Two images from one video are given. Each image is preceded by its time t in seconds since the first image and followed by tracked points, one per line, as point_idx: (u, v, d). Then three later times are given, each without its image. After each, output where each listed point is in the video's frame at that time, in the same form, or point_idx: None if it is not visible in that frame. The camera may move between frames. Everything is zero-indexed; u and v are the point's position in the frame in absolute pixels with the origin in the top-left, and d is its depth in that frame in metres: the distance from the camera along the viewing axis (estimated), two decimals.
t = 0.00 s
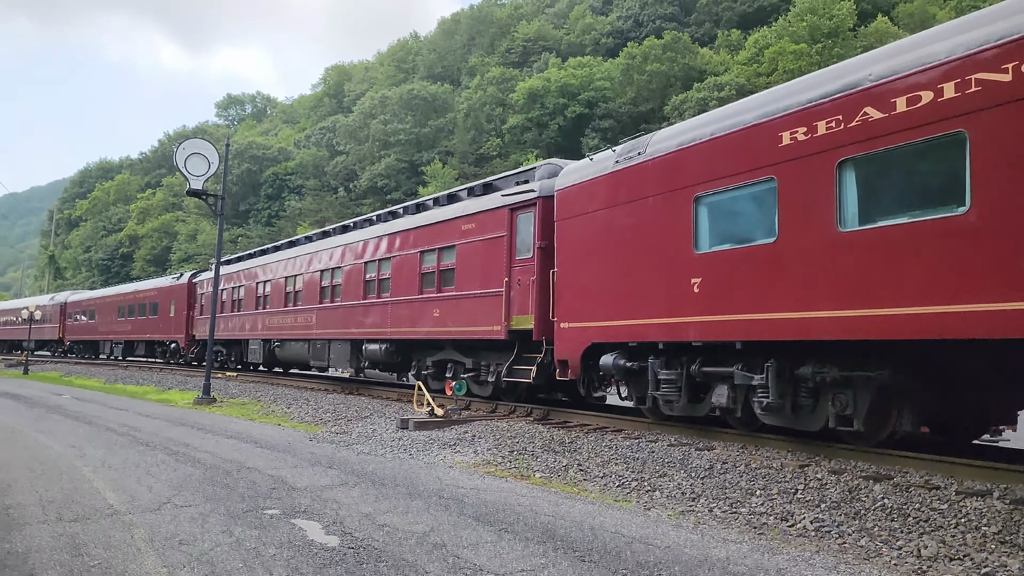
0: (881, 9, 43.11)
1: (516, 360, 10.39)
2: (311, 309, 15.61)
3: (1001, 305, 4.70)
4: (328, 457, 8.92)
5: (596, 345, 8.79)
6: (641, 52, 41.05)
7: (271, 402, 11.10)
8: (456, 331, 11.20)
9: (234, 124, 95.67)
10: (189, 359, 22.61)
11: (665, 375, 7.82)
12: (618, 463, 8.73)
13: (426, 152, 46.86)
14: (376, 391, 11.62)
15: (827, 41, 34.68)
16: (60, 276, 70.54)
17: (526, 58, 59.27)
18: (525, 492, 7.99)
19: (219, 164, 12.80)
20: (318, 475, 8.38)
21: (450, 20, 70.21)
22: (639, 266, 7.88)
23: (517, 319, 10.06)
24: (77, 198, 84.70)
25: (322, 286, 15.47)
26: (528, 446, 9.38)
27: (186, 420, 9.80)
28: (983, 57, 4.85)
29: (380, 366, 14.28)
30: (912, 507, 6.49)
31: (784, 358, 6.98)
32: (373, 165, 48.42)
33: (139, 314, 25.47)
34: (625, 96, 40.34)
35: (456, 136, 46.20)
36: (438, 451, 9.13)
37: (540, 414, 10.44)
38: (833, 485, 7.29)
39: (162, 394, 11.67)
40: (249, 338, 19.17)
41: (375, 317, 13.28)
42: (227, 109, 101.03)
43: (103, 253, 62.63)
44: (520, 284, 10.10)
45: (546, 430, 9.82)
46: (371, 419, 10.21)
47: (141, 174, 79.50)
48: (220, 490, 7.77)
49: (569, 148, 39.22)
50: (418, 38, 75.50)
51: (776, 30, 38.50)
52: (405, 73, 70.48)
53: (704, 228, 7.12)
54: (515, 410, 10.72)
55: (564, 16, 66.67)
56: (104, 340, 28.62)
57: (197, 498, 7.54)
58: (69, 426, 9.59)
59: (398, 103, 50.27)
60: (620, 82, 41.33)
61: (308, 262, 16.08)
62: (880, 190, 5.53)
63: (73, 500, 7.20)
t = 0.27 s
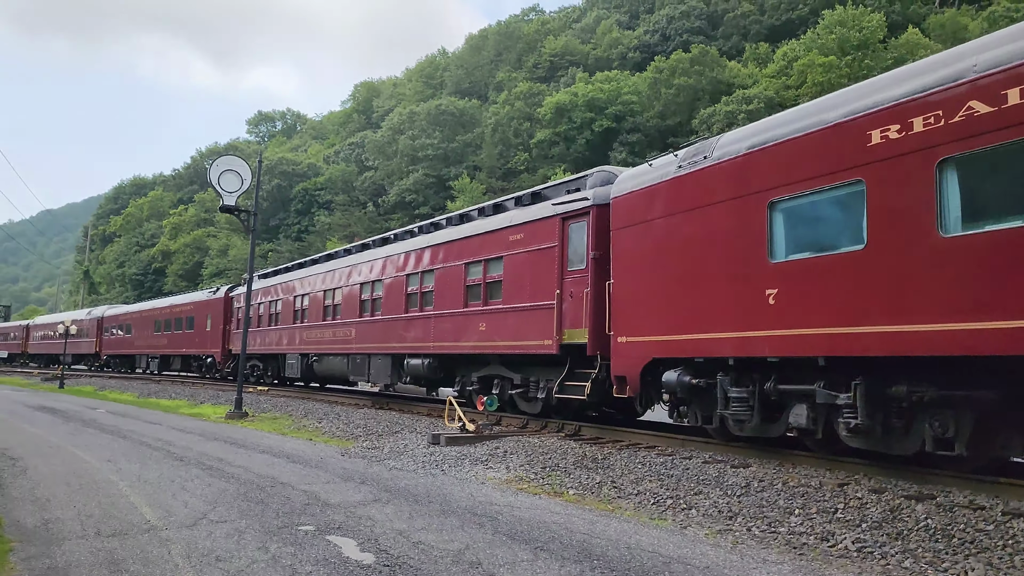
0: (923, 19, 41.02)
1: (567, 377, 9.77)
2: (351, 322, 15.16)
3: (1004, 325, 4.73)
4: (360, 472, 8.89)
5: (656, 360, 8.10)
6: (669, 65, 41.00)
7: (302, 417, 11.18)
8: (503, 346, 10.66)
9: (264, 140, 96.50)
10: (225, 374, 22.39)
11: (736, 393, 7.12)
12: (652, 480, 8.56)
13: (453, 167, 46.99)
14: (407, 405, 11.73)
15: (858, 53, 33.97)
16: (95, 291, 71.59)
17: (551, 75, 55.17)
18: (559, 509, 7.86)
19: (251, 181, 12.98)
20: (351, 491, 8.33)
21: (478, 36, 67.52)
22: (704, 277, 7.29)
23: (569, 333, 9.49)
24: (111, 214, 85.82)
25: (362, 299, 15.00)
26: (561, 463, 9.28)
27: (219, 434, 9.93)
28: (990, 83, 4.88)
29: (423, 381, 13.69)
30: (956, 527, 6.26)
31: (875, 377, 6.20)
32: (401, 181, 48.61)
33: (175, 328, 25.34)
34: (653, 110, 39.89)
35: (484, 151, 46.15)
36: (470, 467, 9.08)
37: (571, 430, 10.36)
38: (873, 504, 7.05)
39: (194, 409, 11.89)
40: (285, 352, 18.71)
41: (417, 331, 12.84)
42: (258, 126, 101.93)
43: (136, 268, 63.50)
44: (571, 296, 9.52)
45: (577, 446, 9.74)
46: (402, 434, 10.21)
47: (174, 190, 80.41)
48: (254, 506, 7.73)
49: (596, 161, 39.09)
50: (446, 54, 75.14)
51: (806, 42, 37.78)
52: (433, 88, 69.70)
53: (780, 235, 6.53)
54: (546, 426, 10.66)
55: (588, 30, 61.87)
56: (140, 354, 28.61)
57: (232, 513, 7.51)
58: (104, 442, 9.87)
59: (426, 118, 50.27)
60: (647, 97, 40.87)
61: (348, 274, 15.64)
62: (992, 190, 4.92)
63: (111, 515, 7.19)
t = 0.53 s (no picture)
0: (952, 26, 39.95)
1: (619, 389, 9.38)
2: (387, 333, 14.86)
3: None
4: (390, 484, 8.81)
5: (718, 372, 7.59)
6: (694, 76, 40.10)
7: (330, 429, 11.32)
8: (549, 357, 10.27)
9: (290, 154, 97.30)
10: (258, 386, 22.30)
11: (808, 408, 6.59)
12: (684, 493, 8.22)
13: (479, 178, 47.06)
14: (437, 418, 11.90)
15: (886, 62, 33.40)
16: (125, 303, 72.62)
17: (577, 85, 54.47)
18: (591, 522, 7.54)
19: (279, 194, 13.11)
20: (382, 503, 8.20)
21: (502, 47, 66.10)
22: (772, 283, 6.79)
23: (620, 343, 9.05)
24: (141, 227, 86.97)
25: (399, 309, 14.69)
26: (592, 476, 9.09)
27: (249, 446, 10.07)
28: None
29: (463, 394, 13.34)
30: (1002, 544, 5.84)
31: (974, 389, 5.57)
32: (426, 193, 48.79)
33: (208, 339, 25.33)
34: (679, 119, 39.51)
35: (509, 163, 46.08)
36: (501, 479, 8.97)
37: (601, 442, 10.25)
38: (915, 519, 6.62)
39: (224, 421, 12.11)
40: (319, 365, 18.44)
41: (456, 342, 12.53)
42: (285, 140, 102.91)
43: (166, 280, 64.38)
44: (622, 305, 9.08)
45: (608, 458, 9.60)
46: (430, 446, 10.24)
47: (202, 204, 81.27)
48: (285, 518, 7.62)
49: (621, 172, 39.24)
50: (470, 66, 75.01)
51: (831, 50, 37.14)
52: (457, 99, 69.37)
53: (860, 237, 6.03)
54: (575, 437, 10.59)
55: (614, 42, 59.84)
56: (173, 365, 28.71)
57: (263, 525, 7.39)
58: (135, 452, 10.01)
59: (452, 130, 50.34)
60: (672, 107, 40.08)
61: (384, 284, 15.35)
62: None
63: (144, 526, 7.16)
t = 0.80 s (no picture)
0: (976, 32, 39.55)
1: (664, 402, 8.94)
2: (417, 343, 14.59)
3: None
4: (413, 495, 8.75)
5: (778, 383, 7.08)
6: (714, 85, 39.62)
7: (352, 439, 11.44)
8: (588, 367, 9.86)
9: (312, 166, 98.04)
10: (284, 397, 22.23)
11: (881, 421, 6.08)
12: (708, 504, 7.71)
13: (499, 189, 47.11)
14: (457, 429, 12.01)
15: (909, 69, 33.14)
16: (149, 314, 73.46)
17: (597, 95, 54.40)
18: (613, 534, 7.10)
19: (301, 204, 13.29)
20: (404, 514, 8.10)
21: (522, 58, 66.38)
22: (838, 288, 6.30)
23: (666, 352, 8.59)
24: (164, 238, 87.88)
25: (430, 318, 14.42)
26: (614, 487, 8.72)
27: (272, 456, 10.21)
28: None
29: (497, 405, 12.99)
30: None
31: None
32: (446, 203, 48.99)
33: (234, 350, 25.34)
34: (699, 128, 39.41)
35: (528, 173, 46.09)
36: (522, 490, 8.80)
37: (623, 453, 10.09)
38: (945, 533, 6.05)
39: (246, 431, 12.28)
40: (347, 375, 18.21)
41: (490, 351, 12.20)
42: (307, 152, 103.89)
43: (189, 291, 65.02)
44: (668, 312, 8.63)
45: (630, 470, 9.31)
46: (451, 457, 10.21)
47: (225, 216, 82.06)
48: (308, 528, 7.53)
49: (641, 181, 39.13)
50: (489, 76, 75.31)
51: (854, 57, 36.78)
52: (477, 110, 69.37)
53: (937, 235, 5.53)
54: (597, 448, 10.49)
55: (633, 52, 59.84)
56: (199, 376, 28.78)
57: (286, 536, 7.28)
58: (159, 462, 10.11)
59: (471, 140, 50.46)
60: (692, 116, 40.21)
61: (414, 293, 15.10)
62: None
63: (168, 536, 7.15)
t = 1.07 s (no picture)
0: (994, 35, 39.20)
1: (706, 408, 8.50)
2: (441, 348, 14.26)
3: None
4: (429, 501, 8.72)
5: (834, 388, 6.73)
6: (730, 89, 39.68)
7: (368, 445, 11.52)
8: (625, 372, 9.55)
9: (327, 173, 98.50)
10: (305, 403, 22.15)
11: (951, 430, 5.70)
12: (727, 510, 7.55)
13: (514, 195, 47.15)
14: (474, 435, 12.07)
15: (925, 73, 32.92)
16: (167, 320, 74.10)
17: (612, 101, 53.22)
18: (631, 540, 6.96)
19: (317, 212, 13.36)
20: (421, 520, 7.98)
21: (536, 64, 66.46)
22: (899, 286, 5.98)
23: (707, 356, 8.31)
24: (182, 245, 88.47)
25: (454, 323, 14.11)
26: (631, 493, 8.60)
27: (289, 462, 10.26)
28: None
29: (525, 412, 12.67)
30: None
31: None
32: (461, 209, 49.09)
33: (255, 355, 25.35)
34: (714, 133, 39.27)
35: (542, 179, 46.08)
36: (539, 496, 8.72)
37: (640, 458, 10.02)
38: (967, 540, 5.89)
39: (263, 437, 12.39)
40: (368, 381, 17.95)
41: (519, 356, 11.85)
42: (322, 159, 104.50)
43: (206, 298, 65.49)
44: (709, 314, 8.34)
45: (648, 476, 9.19)
46: (468, 463, 10.21)
47: (241, 223, 82.54)
48: (326, 534, 7.46)
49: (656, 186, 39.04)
50: (504, 83, 75.43)
51: (870, 61, 36.55)
52: (492, 116, 69.36)
53: (1013, 229, 5.18)
54: (613, 454, 10.46)
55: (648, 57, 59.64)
56: (219, 382, 28.82)
57: (304, 541, 7.22)
58: (177, 468, 10.16)
59: (486, 146, 50.50)
60: (708, 120, 39.93)
61: (438, 297, 14.78)
62: None
63: (187, 541, 7.16)
